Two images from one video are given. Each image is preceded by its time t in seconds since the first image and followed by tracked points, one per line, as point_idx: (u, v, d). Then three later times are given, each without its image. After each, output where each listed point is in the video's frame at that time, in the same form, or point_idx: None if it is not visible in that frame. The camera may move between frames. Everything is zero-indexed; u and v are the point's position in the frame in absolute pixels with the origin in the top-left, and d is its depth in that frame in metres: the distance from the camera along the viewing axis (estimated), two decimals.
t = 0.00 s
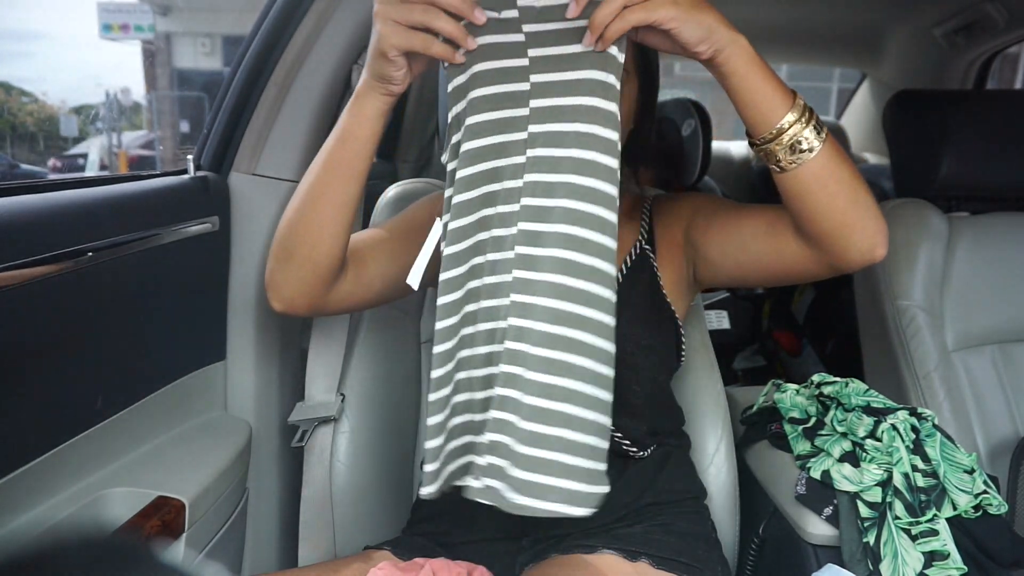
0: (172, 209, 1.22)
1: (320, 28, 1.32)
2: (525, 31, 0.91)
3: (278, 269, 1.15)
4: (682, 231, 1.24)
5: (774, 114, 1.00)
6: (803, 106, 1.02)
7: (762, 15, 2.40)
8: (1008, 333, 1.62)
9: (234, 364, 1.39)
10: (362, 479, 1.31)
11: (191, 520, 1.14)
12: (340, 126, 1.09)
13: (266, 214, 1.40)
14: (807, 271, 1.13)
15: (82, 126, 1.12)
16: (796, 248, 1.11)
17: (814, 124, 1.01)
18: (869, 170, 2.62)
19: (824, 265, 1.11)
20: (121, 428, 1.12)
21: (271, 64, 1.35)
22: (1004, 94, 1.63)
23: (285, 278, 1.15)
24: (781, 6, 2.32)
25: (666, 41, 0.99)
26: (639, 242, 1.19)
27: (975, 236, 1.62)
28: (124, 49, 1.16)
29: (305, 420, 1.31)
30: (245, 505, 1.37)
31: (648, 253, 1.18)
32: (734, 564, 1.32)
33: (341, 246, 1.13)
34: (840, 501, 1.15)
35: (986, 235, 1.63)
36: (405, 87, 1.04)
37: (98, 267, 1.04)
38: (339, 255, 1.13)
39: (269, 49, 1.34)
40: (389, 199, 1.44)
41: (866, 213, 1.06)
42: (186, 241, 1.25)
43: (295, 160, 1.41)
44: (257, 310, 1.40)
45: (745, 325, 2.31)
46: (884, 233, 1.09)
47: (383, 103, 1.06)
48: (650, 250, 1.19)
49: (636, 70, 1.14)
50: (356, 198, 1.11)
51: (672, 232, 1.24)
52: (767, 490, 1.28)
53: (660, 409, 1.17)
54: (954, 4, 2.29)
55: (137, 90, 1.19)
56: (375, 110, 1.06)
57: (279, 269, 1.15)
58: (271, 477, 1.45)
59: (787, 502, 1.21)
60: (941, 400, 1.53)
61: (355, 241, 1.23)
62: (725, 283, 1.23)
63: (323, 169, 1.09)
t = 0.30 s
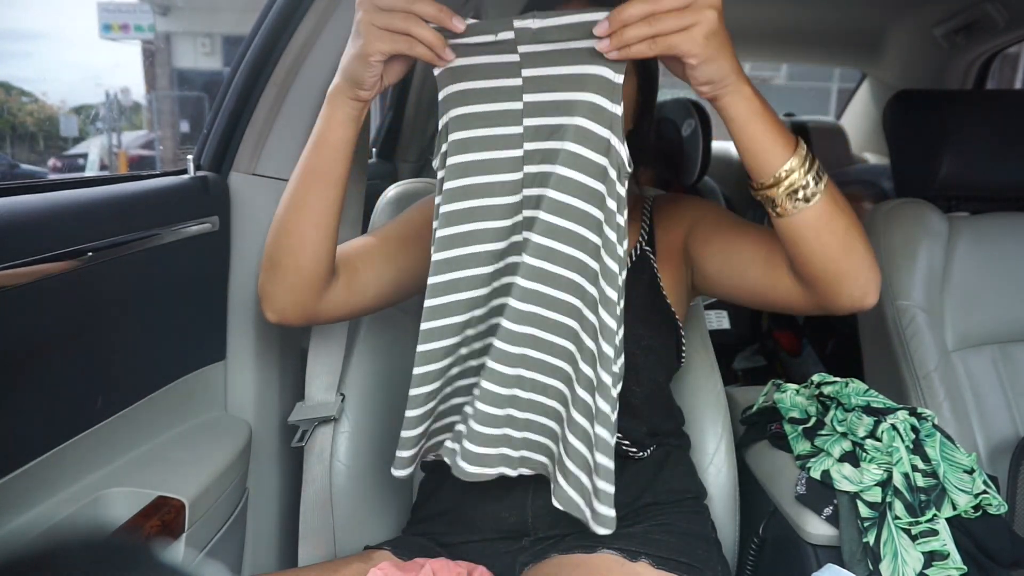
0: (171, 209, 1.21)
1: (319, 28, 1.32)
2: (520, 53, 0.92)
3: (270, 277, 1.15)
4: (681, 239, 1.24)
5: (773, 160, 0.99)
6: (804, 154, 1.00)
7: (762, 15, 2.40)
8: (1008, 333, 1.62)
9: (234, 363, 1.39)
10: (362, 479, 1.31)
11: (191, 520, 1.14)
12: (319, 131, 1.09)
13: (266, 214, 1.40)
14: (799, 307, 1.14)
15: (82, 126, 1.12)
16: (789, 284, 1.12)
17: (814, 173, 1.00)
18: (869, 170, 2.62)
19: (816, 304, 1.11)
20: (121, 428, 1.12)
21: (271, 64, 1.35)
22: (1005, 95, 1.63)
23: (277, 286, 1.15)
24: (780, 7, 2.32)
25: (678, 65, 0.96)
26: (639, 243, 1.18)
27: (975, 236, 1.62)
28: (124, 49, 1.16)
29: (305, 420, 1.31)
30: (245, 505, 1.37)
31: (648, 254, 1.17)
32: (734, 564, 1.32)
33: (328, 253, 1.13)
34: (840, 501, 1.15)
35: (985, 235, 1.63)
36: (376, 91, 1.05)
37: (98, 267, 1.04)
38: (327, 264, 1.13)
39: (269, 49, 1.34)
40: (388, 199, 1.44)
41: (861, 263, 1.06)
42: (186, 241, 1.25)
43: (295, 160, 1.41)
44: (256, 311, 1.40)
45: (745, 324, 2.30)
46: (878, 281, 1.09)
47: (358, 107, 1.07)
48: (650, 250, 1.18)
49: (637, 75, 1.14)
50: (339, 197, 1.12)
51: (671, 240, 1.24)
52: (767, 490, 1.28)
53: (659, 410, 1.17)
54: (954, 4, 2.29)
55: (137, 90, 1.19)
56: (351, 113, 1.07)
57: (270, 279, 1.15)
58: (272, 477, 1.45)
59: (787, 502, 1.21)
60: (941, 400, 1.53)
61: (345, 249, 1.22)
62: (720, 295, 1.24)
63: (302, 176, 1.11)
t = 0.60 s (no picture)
0: (171, 209, 1.21)
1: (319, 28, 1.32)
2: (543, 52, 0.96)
3: (274, 262, 1.15)
4: (680, 241, 1.24)
5: (760, 181, 1.00)
6: (788, 176, 1.01)
7: (763, 15, 2.40)
8: (1008, 333, 1.62)
9: (234, 363, 1.39)
10: (362, 479, 1.31)
11: (191, 520, 1.14)
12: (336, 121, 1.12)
13: (266, 214, 1.40)
14: (790, 319, 1.14)
15: (82, 125, 1.12)
16: (782, 298, 1.13)
17: (800, 193, 1.01)
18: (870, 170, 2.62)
19: (806, 317, 1.12)
20: (121, 428, 1.12)
21: (271, 64, 1.35)
22: (1006, 94, 1.63)
23: (281, 275, 1.15)
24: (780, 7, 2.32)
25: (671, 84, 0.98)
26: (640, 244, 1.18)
27: (975, 236, 1.62)
28: (124, 49, 1.15)
29: (305, 420, 1.31)
30: (245, 505, 1.37)
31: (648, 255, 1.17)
32: (734, 564, 1.32)
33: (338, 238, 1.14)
34: (840, 501, 1.15)
35: (985, 235, 1.63)
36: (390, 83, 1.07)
37: (97, 267, 1.04)
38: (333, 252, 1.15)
39: (269, 49, 1.34)
40: (388, 199, 1.44)
41: (852, 280, 1.06)
42: (186, 241, 1.25)
43: (294, 160, 1.41)
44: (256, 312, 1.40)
45: (745, 325, 2.31)
46: (869, 298, 1.09)
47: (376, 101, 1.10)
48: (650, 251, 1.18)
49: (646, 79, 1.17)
50: (349, 186, 1.12)
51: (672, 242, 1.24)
52: (767, 490, 1.28)
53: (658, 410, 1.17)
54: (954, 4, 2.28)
55: (137, 90, 1.19)
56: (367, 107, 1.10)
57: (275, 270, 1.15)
58: (272, 477, 1.45)
59: (787, 502, 1.21)
60: (941, 400, 1.53)
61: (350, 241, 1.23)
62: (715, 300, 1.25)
63: (317, 162, 1.11)
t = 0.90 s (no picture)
0: (171, 210, 1.21)
1: (319, 29, 1.32)
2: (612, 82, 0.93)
3: (306, 227, 1.05)
4: (680, 242, 1.25)
5: (800, 185, 0.94)
6: (828, 180, 0.95)
7: (762, 16, 2.40)
8: (1008, 332, 1.62)
9: (234, 363, 1.39)
10: (362, 479, 1.31)
11: (191, 520, 1.14)
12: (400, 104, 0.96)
13: (266, 214, 1.39)
14: (799, 318, 1.11)
15: (82, 125, 1.12)
16: (790, 296, 1.09)
17: (837, 198, 0.96)
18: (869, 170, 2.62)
19: (813, 317, 1.09)
20: (121, 428, 1.12)
21: (271, 63, 1.35)
22: (1005, 94, 1.63)
23: (308, 240, 1.05)
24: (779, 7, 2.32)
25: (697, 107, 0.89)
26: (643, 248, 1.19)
27: (975, 236, 1.62)
28: (124, 49, 1.15)
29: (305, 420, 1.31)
30: (244, 505, 1.37)
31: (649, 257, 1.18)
32: (734, 565, 1.32)
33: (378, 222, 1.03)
34: (840, 501, 1.15)
35: (985, 235, 1.63)
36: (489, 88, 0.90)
37: (98, 267, 1.04)
38: (367, 235, 1.05)
39: (269, 49, 1.34)
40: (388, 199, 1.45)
41: (866, 286, 1.03)
42: (186, 241, 1.25)
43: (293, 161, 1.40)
44: (256, 313, 1.40)
45: (745, 324, 2.32)
46: (879, 303, 1.07)
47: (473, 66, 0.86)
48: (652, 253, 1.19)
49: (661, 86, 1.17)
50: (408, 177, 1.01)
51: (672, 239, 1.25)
52: (767, 491, 1.28)
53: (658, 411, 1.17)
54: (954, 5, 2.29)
55: (137, 90, 1.20)
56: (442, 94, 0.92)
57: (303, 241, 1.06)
58: (272, 476, 1.45)
59: (787, 502, 1.21)
60: (941, 400, 1.53)
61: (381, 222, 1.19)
62: (715, 297, 1.24)
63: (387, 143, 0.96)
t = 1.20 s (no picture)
0: (171, 210, 1.21)
1: (319, 29, 1.32)
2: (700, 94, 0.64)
3: (289, 272, 1.11)
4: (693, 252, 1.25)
5: (872, 172, 1.02)
6: (899, 169, 1.03)
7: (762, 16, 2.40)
8: (1008, 332, 1.62)
9: (234, 364, 1.39)
10: (363, 479, 1.31)
11: (191, 520, 1.14)
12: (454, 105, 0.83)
13: (266, 214, 1.39)
14: (849, 314, 1.19)
15: (82, 126, 1.12)
16: (843, 291, 1.17)
17: (907, 185, 1.04)
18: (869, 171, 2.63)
19: (863, 312, 1.17)
20: (122, 427, 1.13)
21: (271, 63, 1.35)
22: (1005, 92, 1.62)
23: (293, 284, 1.11)
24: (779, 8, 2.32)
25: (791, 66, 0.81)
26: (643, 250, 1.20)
27: (975, 236, 1.62)
28: (123, 49, 1.14)
29: (305, 420, 1.32)
30: (244, 504, 1.36)
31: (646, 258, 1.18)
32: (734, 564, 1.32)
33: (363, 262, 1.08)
34: (840, 501, 1.15)
35: (985, 235, 1.63)
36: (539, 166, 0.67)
37: (98, 267, 1.04)
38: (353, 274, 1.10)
39: (268, 49, 1.35)
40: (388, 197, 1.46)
41: (919, 282, 1.13)
42: (186, 241, 1.25)
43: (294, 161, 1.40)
44: (257, 314, 1.40)
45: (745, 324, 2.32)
46: (924, 299, 1.17)
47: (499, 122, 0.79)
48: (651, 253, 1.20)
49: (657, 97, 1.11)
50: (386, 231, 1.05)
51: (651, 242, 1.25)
52: (767, 490, 1.28)
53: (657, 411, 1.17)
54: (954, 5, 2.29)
55: (137, 90, 1.18)
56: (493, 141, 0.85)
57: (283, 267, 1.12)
58: (272, 476, 1.45)
59: (787, 502, 1.21)
60: (940, 400, 1.53)
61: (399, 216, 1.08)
62: (735, 295, 1.26)
63: (362, 194, 1.02)
